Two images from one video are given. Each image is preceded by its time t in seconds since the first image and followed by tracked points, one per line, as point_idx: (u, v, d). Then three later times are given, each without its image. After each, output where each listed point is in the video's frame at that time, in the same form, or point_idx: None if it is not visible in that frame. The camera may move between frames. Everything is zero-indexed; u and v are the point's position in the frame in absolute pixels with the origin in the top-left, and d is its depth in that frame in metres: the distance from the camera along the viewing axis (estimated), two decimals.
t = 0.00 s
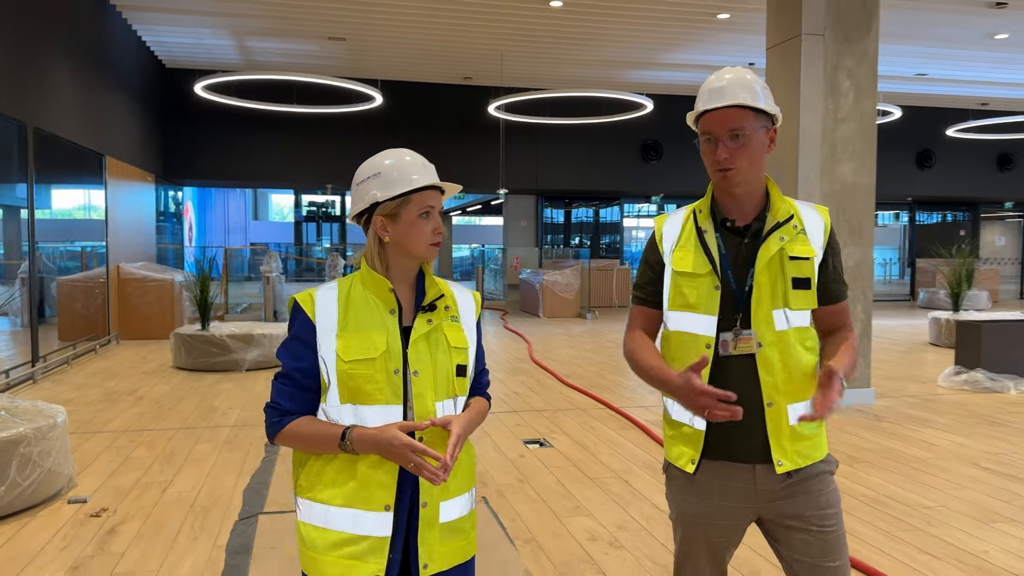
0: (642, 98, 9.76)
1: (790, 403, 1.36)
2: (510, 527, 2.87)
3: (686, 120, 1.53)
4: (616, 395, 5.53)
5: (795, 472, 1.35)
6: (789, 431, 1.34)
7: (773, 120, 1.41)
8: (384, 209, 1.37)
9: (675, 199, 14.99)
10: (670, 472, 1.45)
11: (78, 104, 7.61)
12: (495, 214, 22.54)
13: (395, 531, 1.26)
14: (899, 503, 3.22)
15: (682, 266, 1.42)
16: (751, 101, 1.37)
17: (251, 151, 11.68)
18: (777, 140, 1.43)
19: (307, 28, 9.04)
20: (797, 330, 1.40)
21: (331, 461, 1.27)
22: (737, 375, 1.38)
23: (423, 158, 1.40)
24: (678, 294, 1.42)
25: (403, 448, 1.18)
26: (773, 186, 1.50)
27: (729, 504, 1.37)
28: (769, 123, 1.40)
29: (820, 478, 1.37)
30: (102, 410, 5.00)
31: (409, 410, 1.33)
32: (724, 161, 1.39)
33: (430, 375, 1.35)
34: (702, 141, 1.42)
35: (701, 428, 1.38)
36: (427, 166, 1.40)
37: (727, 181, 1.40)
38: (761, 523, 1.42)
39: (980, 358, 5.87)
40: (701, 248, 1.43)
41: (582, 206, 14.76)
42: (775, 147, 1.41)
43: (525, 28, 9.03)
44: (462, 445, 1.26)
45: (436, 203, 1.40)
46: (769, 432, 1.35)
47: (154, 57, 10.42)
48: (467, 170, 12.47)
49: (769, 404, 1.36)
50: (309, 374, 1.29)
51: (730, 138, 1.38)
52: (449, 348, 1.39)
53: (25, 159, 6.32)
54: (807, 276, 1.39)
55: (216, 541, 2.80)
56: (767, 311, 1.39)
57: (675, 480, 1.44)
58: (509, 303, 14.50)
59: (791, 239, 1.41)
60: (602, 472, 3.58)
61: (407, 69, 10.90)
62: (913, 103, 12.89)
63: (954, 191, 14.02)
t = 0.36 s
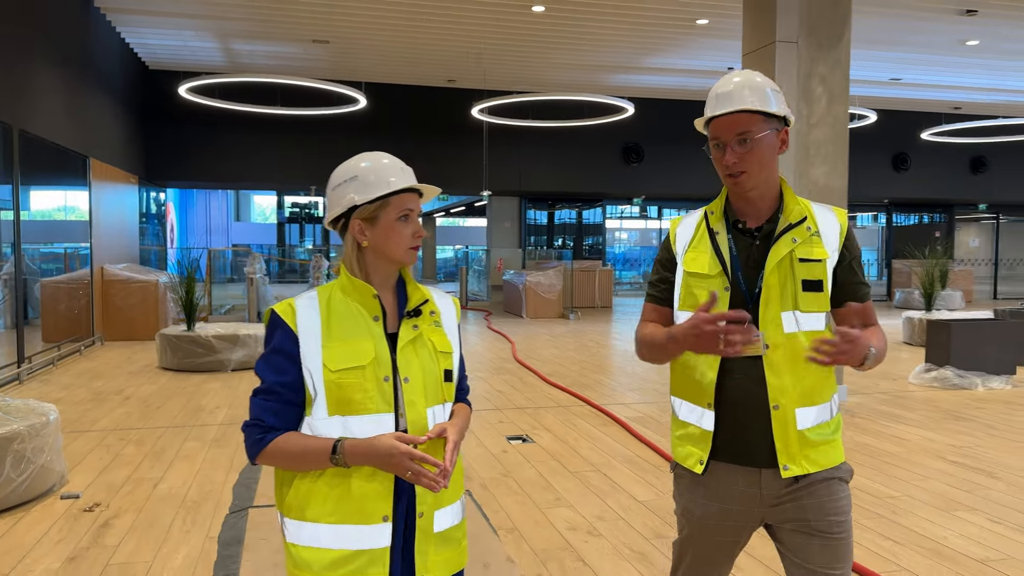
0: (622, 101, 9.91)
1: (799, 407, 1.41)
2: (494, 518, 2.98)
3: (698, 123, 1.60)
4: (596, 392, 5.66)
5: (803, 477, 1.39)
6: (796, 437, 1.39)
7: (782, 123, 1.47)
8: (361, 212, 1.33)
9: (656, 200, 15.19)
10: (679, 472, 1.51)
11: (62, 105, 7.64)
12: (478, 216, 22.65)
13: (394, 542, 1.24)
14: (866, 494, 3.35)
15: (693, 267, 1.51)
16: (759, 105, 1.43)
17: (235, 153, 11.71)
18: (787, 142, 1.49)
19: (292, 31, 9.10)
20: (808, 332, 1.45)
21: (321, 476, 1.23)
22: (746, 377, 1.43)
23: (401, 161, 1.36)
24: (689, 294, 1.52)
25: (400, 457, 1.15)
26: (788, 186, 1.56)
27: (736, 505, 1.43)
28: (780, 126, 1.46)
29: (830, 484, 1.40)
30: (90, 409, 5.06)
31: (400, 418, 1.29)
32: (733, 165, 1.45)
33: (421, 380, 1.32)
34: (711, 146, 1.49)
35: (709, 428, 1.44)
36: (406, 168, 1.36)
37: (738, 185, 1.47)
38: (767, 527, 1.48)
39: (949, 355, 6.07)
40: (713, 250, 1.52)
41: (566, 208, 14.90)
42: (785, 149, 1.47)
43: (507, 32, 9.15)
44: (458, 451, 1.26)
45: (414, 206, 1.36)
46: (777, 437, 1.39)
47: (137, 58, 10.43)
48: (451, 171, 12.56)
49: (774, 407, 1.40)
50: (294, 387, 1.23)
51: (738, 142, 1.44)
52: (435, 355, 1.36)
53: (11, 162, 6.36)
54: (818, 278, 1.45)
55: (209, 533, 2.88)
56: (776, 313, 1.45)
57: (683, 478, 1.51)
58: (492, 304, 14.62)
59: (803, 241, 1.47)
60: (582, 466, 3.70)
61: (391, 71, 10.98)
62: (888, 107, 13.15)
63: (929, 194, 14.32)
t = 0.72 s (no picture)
0: (608, 105, 10.01)
1: (819, 409, 1.37)
2: (475, 513, 3.06)
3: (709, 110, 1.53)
4: (580, 392, 5.75)
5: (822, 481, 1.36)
6: (817, 439, 1.36)
7: (811, 114, 1.43)
8: (324, 204, 1.26)
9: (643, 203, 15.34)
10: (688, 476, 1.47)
11: (49, 108, 7.67)
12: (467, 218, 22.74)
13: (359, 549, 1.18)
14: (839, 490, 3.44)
15: (709, 265, 1.46)
16: (796, 94, 1.38)
17: (224, 156, 11.76)
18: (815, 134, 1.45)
19: (280, 35, 9.15)
20: (827, 333, 1.40)
21: (277, 481, 1.17)
22: (762, 381, 1.41)
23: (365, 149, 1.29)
24: (702, 292, 1.46)
25: (358, 458, 1.09)
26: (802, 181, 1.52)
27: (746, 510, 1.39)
28: (808, 117, 1.42)
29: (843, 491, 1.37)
30: (79, 410, 5.11)
31: (361, 419, 1.23)
32: (768, 156, 1.40)
33: (382, 381, 1.26)
34: (740, 134, 1.43)
35: (721, 432, 1.40)
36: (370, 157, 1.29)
37: (767, 177, 1.42)
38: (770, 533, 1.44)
39: (926, 355, 6.21)
40: (730, 247, 1.47)
41: (555, 210, 15.07)
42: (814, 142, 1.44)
43: (494, 36, 9.24)
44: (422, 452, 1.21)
45: (380, 197, 1.30)
46: (796, 440, 1.36)
47: (125, 61, 10.46)
48: (438, 174, 12.63)
49: (795, 410, 1.37)
50: (248, 387, 1.16)
51: (774, 132, 1.39)
52: (397, 353, 1.30)
53: None
54: (839, 277, 1.41)
55: (195, 529, 2.95)
56: (796, 313, 1.40)
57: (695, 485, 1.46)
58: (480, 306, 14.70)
59: (823, 238, 1.43)
60: (563, 462, 3.79)
61: (379, 75, 11.04)
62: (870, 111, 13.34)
63: (911, 196, 14.52)
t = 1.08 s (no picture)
0: (598, 110, 10.12)
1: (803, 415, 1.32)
2: (456, 509, 3.14)
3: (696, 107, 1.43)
4: (566, 393, 5.82)
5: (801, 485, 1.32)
6: (801, 444, 1.31)
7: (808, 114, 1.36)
8: (287, 206, 1.29)
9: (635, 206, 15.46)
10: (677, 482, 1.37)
11: (43, 112, 7.72)
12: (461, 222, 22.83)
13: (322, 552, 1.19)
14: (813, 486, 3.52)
15: (699, 265, 1.35)
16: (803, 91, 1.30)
17: (217, 159, 11.83)
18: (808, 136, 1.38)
19: (273, 40, 9.22)
20: (811, 339, 1.36)
21: (241, 484, 1.18)
22: (752, 385, 1.32)
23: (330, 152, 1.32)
24: (691, 295, 1.34)
25: (317, 469, 1.09)
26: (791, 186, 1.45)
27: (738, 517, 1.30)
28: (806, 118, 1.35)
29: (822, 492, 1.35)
30: (71, 411, 5.18)
31: (323, 423, 1.24)
32: (775, 155, 1.30)
33: (345, 387, 1.27)
34: (742, 131, 1.32)
35: (710, 437, 1.30)
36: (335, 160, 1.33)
37: (770, 177, 1.32)
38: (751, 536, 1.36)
39: (907, 356, 6.30)
40: (722, 250, 1.36)
41: (549, 214, 15.12)
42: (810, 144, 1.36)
43: (484, 42, 9.35)
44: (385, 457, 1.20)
45: (345, 199, 1.33)
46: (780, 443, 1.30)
47: (119, 66, 10.51)
48: (431, 178, 12.72)
49: (783, 415, 1.30)
50: (209, 392, 1.17)
51: (782, 130, 1.30)
52: (363, 357, 1.31)
53: None
54: (824, 283, 1.36)
55: (183, 525, 3.03)
56: (787, 318, 1.33)
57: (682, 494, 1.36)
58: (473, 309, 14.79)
59: (811, 243, 1.37)
60: (545, 460, 3.87)
61: (372, 79, 11.13)
62: (859, 115, 13.48)
63: (900, 200, 14.65)
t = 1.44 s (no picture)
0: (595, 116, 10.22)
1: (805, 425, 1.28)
2: (448, 509, 3.21)
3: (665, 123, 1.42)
4: (560, 397, 5.90)
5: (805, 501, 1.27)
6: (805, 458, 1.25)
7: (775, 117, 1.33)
8: (278, 220, 1.34)
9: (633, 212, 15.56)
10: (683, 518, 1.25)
11: (44, 118, 7.80)
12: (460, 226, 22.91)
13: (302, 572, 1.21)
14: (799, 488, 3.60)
15: (688, 279, 1.27)
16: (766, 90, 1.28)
17: (217, 165, 11.92)
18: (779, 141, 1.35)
19: (272, 47, 9.32)
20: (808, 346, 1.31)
21: (227, 500, 1.22)
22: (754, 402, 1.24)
23: (325, 167, 1.37)
24: (685, 312, 1.27)
25: (284, 491, 1.13)
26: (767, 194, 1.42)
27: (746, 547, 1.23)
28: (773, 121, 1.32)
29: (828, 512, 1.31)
30: (71, 413, 5.26)
31: (305, 443, 1.25)
32: (743, 153, 1.26)
33: (329, 406, 1.26)
34: (709, 137, 1.30)
35: (725, 463, 1.21)
36: (329, 174, 1.37)
37: (742, 178, 1.28)
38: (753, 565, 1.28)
39: (897, 361, 6.37)
40: (710, 259, 1.29)
41: (548, 219, 15.17)
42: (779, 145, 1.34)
43: (482, 49, 9.45)
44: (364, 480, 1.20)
45: (336, 213, 1.37)
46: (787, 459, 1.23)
47: (120, 72, 10.61)
48: (429, 183, 12.81)
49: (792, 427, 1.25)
50: (201, 404, 1.23)
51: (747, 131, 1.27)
52: (354, 374, 1.29)
53: None
54: (817, 286, 1.32)
55: (180, 524, 3.10)
56: (786, 324, 1.28)
57: (692, 525, 1.25)
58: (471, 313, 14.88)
59: (798, 246, 1.33)
60: (537, 462, 3.94)
61: (370, 86, 11.22)
62: (854, 122, 13.59)
63: (895, 206, 14.76)
